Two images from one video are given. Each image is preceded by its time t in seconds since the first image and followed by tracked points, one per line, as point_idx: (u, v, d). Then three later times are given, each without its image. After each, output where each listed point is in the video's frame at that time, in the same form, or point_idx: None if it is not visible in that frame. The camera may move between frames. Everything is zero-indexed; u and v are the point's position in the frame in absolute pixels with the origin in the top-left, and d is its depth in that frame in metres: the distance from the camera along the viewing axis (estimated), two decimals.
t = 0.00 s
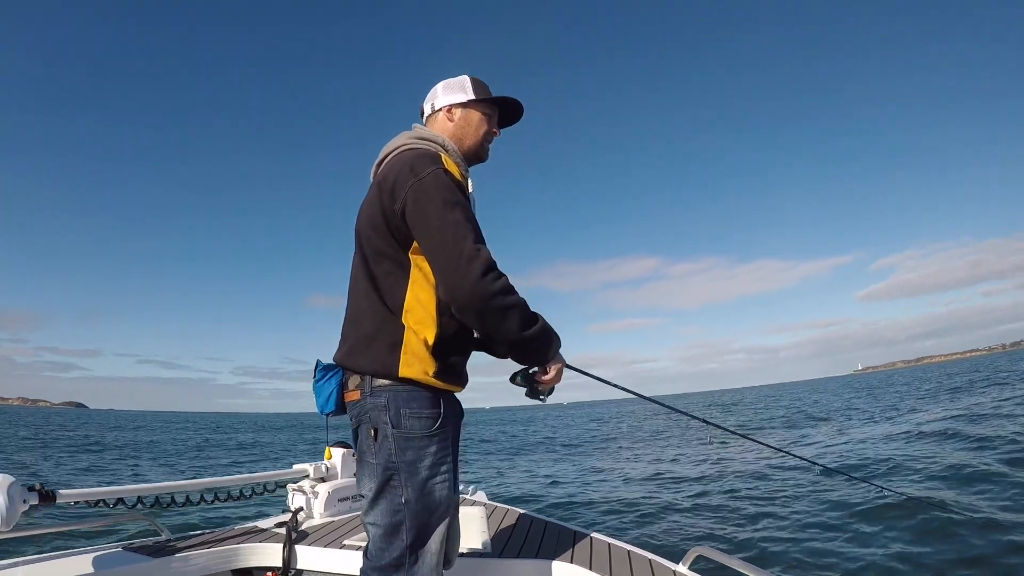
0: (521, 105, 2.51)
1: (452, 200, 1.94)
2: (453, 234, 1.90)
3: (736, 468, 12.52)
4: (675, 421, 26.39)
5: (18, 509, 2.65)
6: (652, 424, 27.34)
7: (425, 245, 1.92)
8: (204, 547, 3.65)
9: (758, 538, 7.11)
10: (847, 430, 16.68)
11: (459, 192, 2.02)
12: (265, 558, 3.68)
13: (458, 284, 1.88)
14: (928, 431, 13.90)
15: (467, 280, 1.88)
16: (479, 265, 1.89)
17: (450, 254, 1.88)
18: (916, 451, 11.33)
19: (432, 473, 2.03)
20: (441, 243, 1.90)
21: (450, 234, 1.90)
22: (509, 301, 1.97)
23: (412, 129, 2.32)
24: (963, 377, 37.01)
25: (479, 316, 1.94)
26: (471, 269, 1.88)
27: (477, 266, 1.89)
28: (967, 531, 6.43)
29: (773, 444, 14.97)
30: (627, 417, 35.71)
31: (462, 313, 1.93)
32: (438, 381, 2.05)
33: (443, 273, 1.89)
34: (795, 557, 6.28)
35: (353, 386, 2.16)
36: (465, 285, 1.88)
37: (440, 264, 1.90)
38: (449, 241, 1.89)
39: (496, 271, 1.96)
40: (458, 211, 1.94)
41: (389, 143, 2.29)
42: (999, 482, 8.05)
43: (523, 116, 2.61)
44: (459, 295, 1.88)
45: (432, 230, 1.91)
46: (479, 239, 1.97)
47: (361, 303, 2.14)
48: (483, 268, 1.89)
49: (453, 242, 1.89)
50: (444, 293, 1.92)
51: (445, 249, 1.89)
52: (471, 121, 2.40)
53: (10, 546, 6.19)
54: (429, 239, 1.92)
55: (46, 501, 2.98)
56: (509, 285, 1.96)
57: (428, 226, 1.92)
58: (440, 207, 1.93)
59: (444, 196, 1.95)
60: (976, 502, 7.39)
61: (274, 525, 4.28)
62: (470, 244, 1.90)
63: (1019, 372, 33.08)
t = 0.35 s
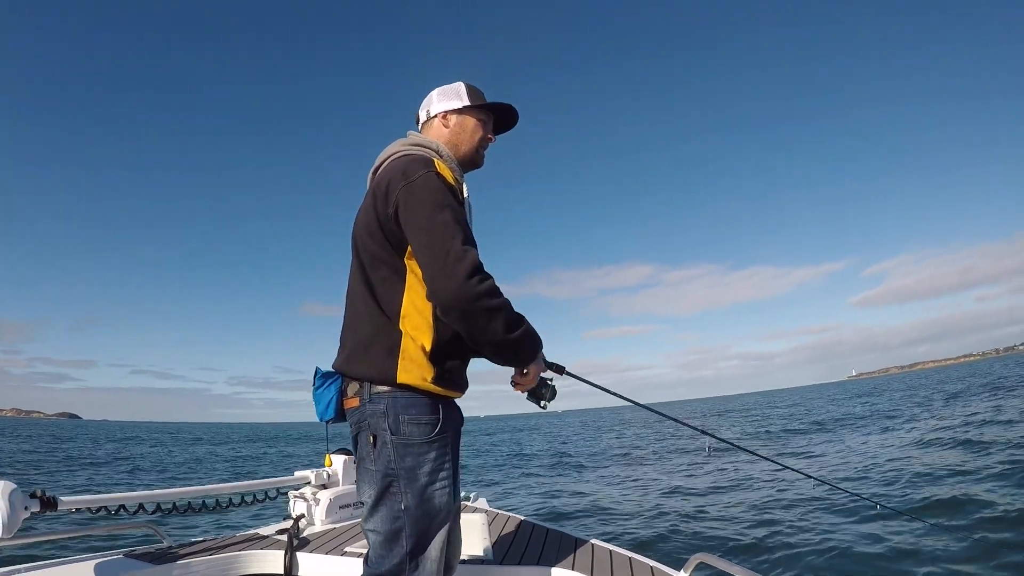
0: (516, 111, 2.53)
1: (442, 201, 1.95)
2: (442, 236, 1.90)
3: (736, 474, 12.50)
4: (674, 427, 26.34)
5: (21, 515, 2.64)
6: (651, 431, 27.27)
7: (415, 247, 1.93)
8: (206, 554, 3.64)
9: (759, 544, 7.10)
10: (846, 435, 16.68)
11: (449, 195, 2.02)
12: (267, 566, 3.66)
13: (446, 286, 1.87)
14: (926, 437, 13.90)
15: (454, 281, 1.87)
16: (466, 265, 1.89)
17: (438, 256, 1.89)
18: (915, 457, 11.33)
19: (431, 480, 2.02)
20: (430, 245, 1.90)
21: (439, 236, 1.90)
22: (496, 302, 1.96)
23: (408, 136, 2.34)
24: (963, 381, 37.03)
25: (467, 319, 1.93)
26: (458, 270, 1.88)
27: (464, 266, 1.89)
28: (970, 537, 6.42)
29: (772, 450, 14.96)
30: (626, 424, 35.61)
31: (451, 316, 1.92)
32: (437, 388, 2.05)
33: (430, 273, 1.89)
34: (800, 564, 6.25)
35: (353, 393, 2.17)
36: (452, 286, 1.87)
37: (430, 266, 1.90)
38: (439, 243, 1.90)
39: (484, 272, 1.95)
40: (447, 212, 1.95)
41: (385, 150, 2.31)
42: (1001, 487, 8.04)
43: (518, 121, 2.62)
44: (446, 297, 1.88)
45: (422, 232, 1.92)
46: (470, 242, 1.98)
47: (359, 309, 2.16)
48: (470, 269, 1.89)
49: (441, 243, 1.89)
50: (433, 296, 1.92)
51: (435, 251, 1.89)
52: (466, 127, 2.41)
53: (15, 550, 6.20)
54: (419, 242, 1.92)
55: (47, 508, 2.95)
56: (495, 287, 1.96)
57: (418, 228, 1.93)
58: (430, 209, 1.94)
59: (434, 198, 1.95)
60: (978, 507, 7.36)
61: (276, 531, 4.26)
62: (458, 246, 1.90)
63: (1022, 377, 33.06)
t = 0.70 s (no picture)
0: (524, 121, 2.53)
1: (452, 213, 1.94)
2: (452, 248, 1.90)
3: (728, 480, 12.53)
4: (667, 431, 26.36)
5: (17, 529, 2.62)
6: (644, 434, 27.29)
7: (425, 261, 1.93)
8: (202, 568, 3.61)
9: (751, 552, 7.13)
10: (839, 445, 16.74)
11: (458, 205, 2.02)
12: None
13: (456, 299, 1.87)
14: (919, 448, 13.97)
15: (464, 295, 1.87)
16: (479, 278, 1.89)
17: (449, 269, 1.88)
18: (908, 468, 11.38)
19: (434, 496, 2.02)
20: (440, 258, 1.90)
21: (450, 249, 1.90)
22: (507, 310, 1.97)
23: (415, 146, 2.34)
24: (961, 394, 37.11)
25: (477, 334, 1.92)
26: (471, 282, 1.87)
27: (476, 278, 1.89)
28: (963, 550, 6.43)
29: (765, 457, 15.00)
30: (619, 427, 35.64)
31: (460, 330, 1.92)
32: (442, 403, 2.05)
33: (442, 287, 1.89)
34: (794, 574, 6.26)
35: (356, 407, 2.17)
36: (463, 299, 1.88)
37: (440, 280, 1.90)
38: (449, 256, 1.89)
39: (495, 286, 1.95)
40: (458, 224, 1.94)
41: (392, 160, 2.31)
42: (995, 501, 8.06)
43: (526, 132, 2.62)
44: (459, 309, 1.88)
45: (432, 245, 1.92)
46: (480, 254, 1.97)
47: (365, 322, 2.16)
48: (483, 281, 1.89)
49: (452, 256, 1.89)
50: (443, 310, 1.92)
51: (445, 265, 1.89)
52: (474, 137, 2.41)
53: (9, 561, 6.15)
54: (430, 256, 1.92)
55: (45, 522, 2.92)
56: (506, 300, 1.96)
57: (427, 242, 1.93)
58: (440, 222, 1.93)
59: (443, 210, 1.95)
60: (972, 520, 7.38)
61: (273, 545, 4.24)
62: (470, 258, 1.90)
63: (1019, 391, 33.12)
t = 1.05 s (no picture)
0: (532, 125, 2.51)
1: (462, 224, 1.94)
2: (461, 259, 1.90)
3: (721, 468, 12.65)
4: (662, 420, 26.53)
5: (16, 531, 2.63)
6: (639, 422, 27.47)
7: (436, 270, 1.92)
8: (200, 570, 3.63)
9: (744, 545, 7.20)
10: (832, 438, 16.88)
11: (469, 214, 2.01)
12: None
13: (466, 311, 1.88)
14: (912, 444, 14.11)
15: (473, 306, 1.87)
16: (492, 290, 1.89)
17: (461, 280, 1.88)
18: (900, 464, 11.50)
19: (435, 498, 2.03)
20: (449, 268, 1.89)
21: (462, 260, 1.89)
22: (522, 324, 1.97)
23: (421, 149, 2.32)
24: (956, 391, 37.40)
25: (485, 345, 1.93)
26: (484, 294, 1.88)
27: (490, 291, 1.89)
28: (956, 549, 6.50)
29: (759, 449, 15.11)
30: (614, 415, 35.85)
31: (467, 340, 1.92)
32: (444, 407, 2.06)
33: (454, 297, 1.89)
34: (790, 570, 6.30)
35: (358, 407, 2.18)
36: (477, 311, 1.88)
37: (451, 290, 1.90)
38: (458, 267, 1.89)
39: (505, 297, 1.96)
40: (468, 234, 1.94)
41: (398, 163, 2.28)
42: (989, 500, 8.13)
43: (533, 135, 2.61)
44: (473, 321, 1.88)
45: (440, 254, 1.92)
46: (489, 264, 1.97)
47: (369, 326, 2.15)
48: (497, 293, 1.89)
49: (464, 267, 1.88)
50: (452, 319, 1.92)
51: (454, 275, 1.89)
52: (481, 141, 2.39)
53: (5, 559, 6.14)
54: (441, 266, 1.91)
55: (42, 523, 2.92)
56: (518, 312, 1.96)
57: (436, 250, 1.93)
58: (451, 232, 1.92)
59: (452, 220, 1.94)
60: (964, 518, 7.47)
61: (271, 547, 4.25)
62: (482, 269, 1.90)
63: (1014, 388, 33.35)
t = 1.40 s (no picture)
0: (527, 121, 2.49)
1: (454, 220, 1.93)
2: (452, 256, 1.89)
3: (717, 454, 12.75)
4: (659, 406, 26.70)
5: (16, 523, 2.63)
6: (636, 408, 27.63)
7: (427, 265, 1.92)
8: (201, 563, 3.64)
9: (741, 531, 7.27)
10: (828, 424, 17.01)
11: (462, 212, 2.00)
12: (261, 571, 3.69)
13: (457, 307, 1.88)
14: (906, 429, 14.24)
15: (463, 303, 1.87)
16: (480, 289, 1.89)
17: (451, 278, 1.88)
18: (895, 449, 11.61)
19: (430, 489, 2.04)
20: (439, 264, 1.89)
21: (452, 258, 1.89)
22: (509, 328, 1.98)
23: (415, 144, 2.30)
24: (950, 376, 37.65)
25: (474, 342, 1.93)
26: (473, 293, 1.88)
27: (479, 290, 1.89)
28: (953, 534, 6.58)
29: (755, 435, 15.24)
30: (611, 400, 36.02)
31: (456, 337, 1.92)
32: (438, 399, 2.06)
33: (444, 295, 1.89)
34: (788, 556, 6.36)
35: (354, 400, 2.19)
36: (465, 309, 1.88)
37: (441, 287, 1.90)
38: (449, 264, 1.89)
39: (495, 294, 1.96)
40: (460, 232, 1.93)
41: (392, 158, 2.27)
42: (983, 485, 8.24)
43: (528, 130, 2.59)
44: (461, 320, 1.88)
45: (432, 250, 1.91)
46: (480, 261, 1.97)
47: (364, 320, 2.15)
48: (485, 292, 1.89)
49: (454, 264, 1.89)
50: (441, 315, 1.92)
51: (445, 272, 1.88)
52: (476, 137, 2.38)
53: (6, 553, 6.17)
54: (432, 262, 1.91)
55: (42, 516, 2.93)
56: (508, 311, 1.96)
57: (427, 247, 1.92)
58: (443, 229, 1.92)
59: (445, 216, 1.94)
60: (958, 504, 7.56)
61: (272, 539, 4.27)
62: (472, 268, 1.90)
63: (1009, 372, 33.62)
